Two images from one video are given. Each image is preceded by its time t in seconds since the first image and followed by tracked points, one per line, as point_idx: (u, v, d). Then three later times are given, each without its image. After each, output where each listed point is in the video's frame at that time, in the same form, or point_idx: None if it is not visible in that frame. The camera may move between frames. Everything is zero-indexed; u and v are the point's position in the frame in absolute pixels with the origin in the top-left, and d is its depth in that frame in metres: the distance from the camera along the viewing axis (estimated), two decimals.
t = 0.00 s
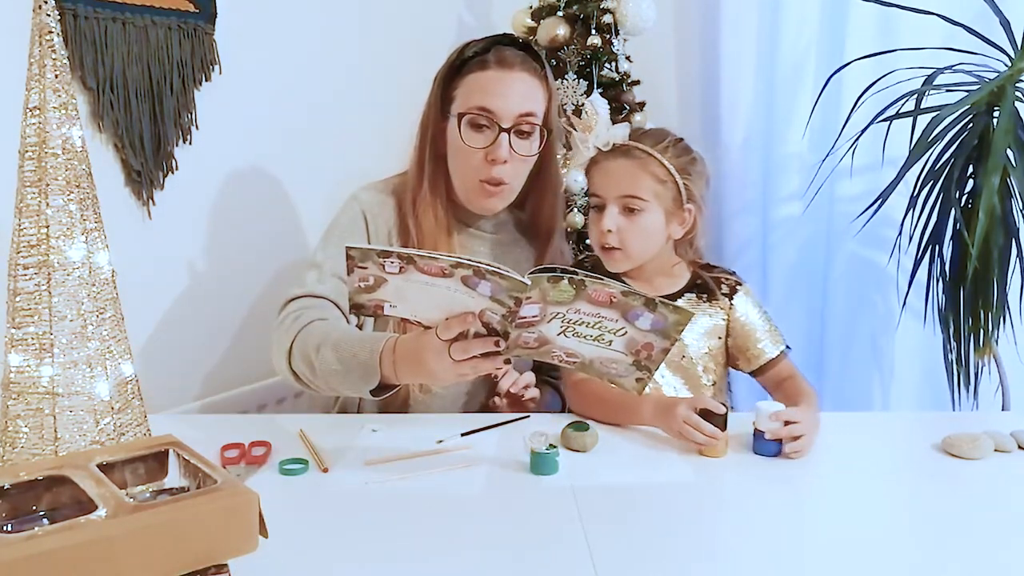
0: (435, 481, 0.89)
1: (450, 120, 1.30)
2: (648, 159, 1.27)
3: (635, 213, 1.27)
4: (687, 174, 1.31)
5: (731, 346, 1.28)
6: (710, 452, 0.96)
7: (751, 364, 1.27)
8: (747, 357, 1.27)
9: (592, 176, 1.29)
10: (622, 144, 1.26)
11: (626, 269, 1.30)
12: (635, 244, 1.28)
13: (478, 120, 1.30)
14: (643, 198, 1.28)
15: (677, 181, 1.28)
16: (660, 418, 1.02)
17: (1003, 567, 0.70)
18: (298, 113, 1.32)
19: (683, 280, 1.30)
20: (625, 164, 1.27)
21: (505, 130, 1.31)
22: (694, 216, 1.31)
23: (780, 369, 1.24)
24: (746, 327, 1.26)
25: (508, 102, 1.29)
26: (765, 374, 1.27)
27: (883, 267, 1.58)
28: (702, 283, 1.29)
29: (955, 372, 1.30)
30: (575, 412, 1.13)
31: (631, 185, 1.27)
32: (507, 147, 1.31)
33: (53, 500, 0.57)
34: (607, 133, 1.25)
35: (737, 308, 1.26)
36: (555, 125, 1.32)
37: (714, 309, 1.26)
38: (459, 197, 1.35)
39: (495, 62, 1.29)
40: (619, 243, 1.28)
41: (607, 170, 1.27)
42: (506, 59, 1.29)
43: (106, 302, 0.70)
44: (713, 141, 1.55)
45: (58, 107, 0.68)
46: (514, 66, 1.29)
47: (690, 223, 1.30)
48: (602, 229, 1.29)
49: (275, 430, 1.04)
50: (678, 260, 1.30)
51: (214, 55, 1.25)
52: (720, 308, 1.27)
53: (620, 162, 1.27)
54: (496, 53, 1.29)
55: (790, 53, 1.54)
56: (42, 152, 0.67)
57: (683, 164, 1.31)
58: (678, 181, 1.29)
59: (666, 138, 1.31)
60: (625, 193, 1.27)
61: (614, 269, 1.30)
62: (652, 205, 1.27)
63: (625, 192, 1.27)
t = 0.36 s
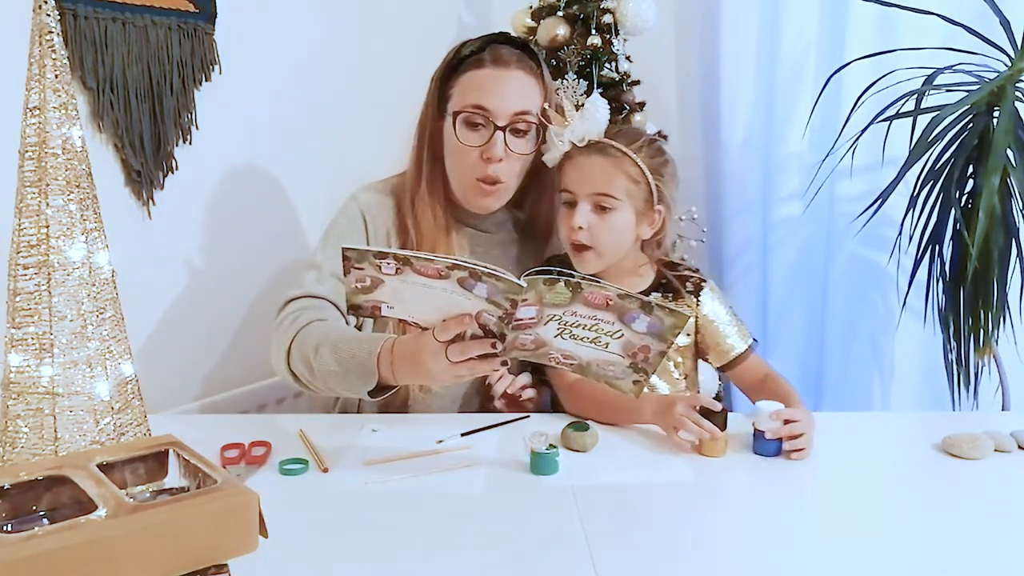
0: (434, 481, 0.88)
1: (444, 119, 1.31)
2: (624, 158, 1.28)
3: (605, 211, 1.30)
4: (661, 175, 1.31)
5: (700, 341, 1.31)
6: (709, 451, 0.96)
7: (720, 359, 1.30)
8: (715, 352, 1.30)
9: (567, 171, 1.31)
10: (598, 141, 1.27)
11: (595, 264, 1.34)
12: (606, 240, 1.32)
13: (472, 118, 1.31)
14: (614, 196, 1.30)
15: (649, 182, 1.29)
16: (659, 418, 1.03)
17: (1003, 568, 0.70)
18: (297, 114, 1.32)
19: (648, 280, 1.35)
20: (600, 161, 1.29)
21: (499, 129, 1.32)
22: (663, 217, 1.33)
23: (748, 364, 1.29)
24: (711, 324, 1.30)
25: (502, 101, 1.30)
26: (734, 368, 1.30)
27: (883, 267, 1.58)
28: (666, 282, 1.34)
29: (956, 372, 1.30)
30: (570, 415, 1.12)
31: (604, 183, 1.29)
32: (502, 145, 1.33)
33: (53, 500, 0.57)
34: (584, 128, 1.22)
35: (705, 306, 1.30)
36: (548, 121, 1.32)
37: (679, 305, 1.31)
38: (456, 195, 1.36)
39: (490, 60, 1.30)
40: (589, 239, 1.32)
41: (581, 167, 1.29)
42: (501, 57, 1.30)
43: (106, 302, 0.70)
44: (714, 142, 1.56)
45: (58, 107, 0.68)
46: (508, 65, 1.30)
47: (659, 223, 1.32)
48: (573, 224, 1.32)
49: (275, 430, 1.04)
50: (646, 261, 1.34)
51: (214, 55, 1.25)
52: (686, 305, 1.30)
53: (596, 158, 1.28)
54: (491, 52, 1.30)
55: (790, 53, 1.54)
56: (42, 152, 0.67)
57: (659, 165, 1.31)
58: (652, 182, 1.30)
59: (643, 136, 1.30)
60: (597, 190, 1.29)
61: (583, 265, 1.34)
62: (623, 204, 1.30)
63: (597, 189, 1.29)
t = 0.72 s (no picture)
0: (435, 481, 0.88)
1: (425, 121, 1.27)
2: (613, 156, 1.18)
3: (592, 209, 1.19)
4: (649, 176, 1.21)
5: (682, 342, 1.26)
6: (709, 451, 0.96)
7: (702, 359, 1.25)
8: (698, 352, 1.25)
9: (553, 166, 1.21)
10: (587, 138, 1.17)
11: (577, 264, 1.22)
12: (591, 240, 1.20)
13: (451, 119, 1.27)
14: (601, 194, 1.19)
15: (639, 182, 1.19)
16: (660, 417, 1.03)
17: (1004, 568, 0.70)
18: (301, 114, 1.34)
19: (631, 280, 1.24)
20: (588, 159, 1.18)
21: (481, 127, 1.27)
22: (651, 219, 1.22)
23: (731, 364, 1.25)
24: (694, 324, 1.24)
25: (480, 100, 1.26)
26: (715, 368, 1.26)
27: (883, 267, 1.57)
28: (649, 282, 1.24)
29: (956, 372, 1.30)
30: (567, 417, 1.12)
31: (592, 180, 1.18)
32: (485, 142, 1.27)
33: (53, 500, 0.57)
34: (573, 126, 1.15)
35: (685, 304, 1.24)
36: (533, 115, 1.28)
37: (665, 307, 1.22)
38: (447, 194, 1.31)
39: (464, 59, 1.26)
40: (573, 237, 1.20)
41: (568, 163, 1.19)
42: (475, 55, 1.27)
43: (106, 302, 0.70)
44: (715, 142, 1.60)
45: (58, 107, 0.68)
46: (483, 62, 1.26)
47: (645, 226, 1.22)
48: (557, 221, 1.21)
49: (275, 430, 1.04)
50: (629, 263, 1.23)
51: (214, 55, 1.25)
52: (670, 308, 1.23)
53: (584, 155, 1.18)
54: (464, 51, 1.27)
55: (790, 53, 1.54)
56: (41, 152, 0.67)
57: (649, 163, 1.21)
58: (641, 182, 1.20)
59: (632, 136, 1.21)
60: (581, 188, 1.19)
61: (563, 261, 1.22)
62: (611, 202, 1.19)
63: (583, 187, 1.18)
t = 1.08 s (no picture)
0: (435, 481, 0.88)
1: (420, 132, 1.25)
2: (614, 164, 1.16)
3: (591, 216, 1.18)
4: (649, 184, 1.20)
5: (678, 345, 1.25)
6: (709, 451, 0.96)
7: (695, 360, 1.25)
8: (691, 353, 1.25)
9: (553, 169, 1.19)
10: (588, 143, 1.16)
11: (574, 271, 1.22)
12: (587, 248, 1.20)
13: (446, 128, 1.26)
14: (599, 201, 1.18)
15: (637, 190, 1.18)
16: (661, 416, 1.03)
17: (1005, 569, 0.70)
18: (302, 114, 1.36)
19: (625, 284, 1.25)
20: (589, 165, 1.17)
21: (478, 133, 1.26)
22: (645, 226, 1.21)
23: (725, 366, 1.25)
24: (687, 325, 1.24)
25: (471, 107, 1.25)
26: (708, 370, 1.26)
27: (883, 267, 1.57)
28: (642, 284, 1.24)
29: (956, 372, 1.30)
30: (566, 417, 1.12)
31: (591, 187, 1.17)
32: (483, 148, 1.27)
33: (53, 500, 0.57)
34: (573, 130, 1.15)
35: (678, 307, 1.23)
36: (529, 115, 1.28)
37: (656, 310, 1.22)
38: (449, 202, 1.30)
39: (449, 66, 1.25)
40: (571, 243, 1.20)
41: (568, 168, 1.17)
42: (458, 62, 1.25)
43: (106, 302, 0.70)
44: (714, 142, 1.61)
45: (58, 107, 0.68)
46: (467, 67, 1.25)
47: (641, 231, 1.22)
48: (556, 227, 1.20)
49: (275, 430, 1.04)
50: (622, 267, 1.24)
51: (214, 55, 1.24)
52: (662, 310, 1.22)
53: (585, 162, 1.17)
54: (447, 59, 1.25)
55: (790, 53, 1.54)
56: (41, 152, 0.67)
57: (649, 169, 1.19)
58: (639, 189, 1.18)
59: (632, 142, 1.18)
60: (579, 195, 1.18)
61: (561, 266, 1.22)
62: (609, 209, 1.18)
63: (581, 195, 1.17)
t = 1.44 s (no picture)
0: (434, 481, 0.88)
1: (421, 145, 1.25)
2: (617, 167, 1.17)
3: (592, 218, 1.18)
4: (651, 188, 1.19)
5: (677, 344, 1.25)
6: (710, 451, 0.96)
7: (695, 361, 1.25)
8: (691, 354, 1.25)
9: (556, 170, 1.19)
10: (594, 145, 1.17)
11: (573, 272, 1.22)
12: (587, 250, 1.19)
13: (447, 138, 1.25)
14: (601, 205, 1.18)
15: (640, 192, 1.18)
16: (661, 415, 1.04)
17: (1006, 568, 0.70)
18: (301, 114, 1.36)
19: (625, 284, 1.23)
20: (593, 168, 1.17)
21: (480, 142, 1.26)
22: (649, 228, 1.21)
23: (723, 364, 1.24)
24: (686, 327, 1.24)
25: (472, 116, 1.24)
26: (708, 371, 1.26)
27: (883, 267, 1.56)
28: (641, 285, 1.23)
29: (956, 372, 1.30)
30: (566, 417, 1.12)
31: (593, 190, 1.17)
32: (487, 157, 1.27)
33: (53, 500, 0.57)
34: (578, 131, 1.15)
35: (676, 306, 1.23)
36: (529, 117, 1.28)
37: (657, 312, 1.22)
38: (454, 211, 1.31)
39: (446, 77, 1.24)
40: (573, 245, 1.19)
41: (573, 169, 1.17)
42: (455, 72, 1.24)
43: (106, 302, 0.70)
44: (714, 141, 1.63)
45: (58, 107, 0.68)
46: (465, 76, 1.24)
47: (643, 235, 1.21)
48: (556, 228, 1.20)
49: (275, 431, 1.04)
50: (622, 269, 1.22)
51: (214, 55, 1.24)
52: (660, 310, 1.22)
53: (589, 165, 1.17)
54: (444, 68, 1.24)
55: (790, 53, 1.55)
56: (41, 152, 0.67)
57: (650, 172, 1.19)
58: (642, 193, 1.19)
59: (637, 145, 1.18)
60: (580, 198, 1.18)
61: (562, 268, 1.21)
62: (612, 213, 1.18)
63: (583, 199, 1.18)
